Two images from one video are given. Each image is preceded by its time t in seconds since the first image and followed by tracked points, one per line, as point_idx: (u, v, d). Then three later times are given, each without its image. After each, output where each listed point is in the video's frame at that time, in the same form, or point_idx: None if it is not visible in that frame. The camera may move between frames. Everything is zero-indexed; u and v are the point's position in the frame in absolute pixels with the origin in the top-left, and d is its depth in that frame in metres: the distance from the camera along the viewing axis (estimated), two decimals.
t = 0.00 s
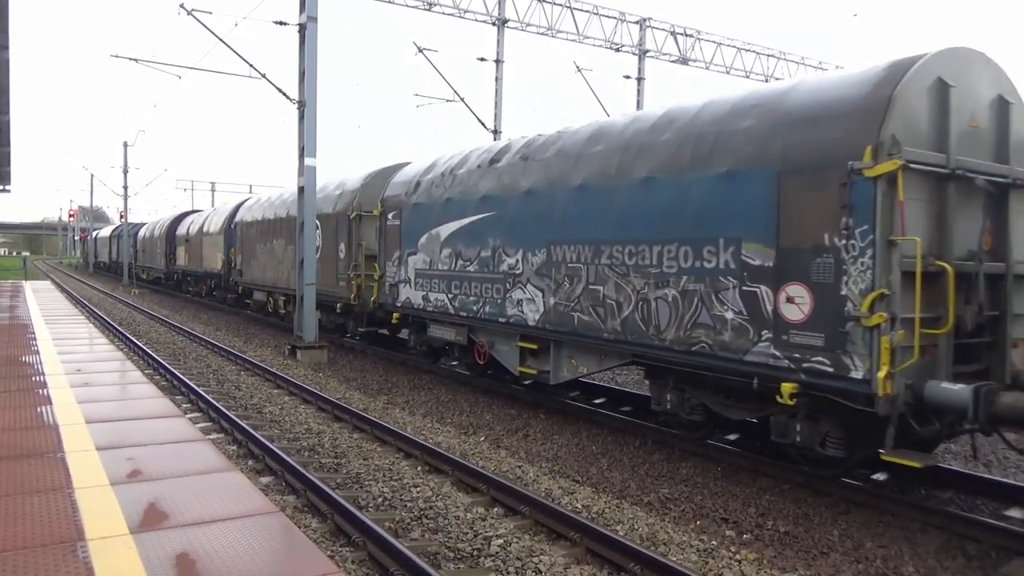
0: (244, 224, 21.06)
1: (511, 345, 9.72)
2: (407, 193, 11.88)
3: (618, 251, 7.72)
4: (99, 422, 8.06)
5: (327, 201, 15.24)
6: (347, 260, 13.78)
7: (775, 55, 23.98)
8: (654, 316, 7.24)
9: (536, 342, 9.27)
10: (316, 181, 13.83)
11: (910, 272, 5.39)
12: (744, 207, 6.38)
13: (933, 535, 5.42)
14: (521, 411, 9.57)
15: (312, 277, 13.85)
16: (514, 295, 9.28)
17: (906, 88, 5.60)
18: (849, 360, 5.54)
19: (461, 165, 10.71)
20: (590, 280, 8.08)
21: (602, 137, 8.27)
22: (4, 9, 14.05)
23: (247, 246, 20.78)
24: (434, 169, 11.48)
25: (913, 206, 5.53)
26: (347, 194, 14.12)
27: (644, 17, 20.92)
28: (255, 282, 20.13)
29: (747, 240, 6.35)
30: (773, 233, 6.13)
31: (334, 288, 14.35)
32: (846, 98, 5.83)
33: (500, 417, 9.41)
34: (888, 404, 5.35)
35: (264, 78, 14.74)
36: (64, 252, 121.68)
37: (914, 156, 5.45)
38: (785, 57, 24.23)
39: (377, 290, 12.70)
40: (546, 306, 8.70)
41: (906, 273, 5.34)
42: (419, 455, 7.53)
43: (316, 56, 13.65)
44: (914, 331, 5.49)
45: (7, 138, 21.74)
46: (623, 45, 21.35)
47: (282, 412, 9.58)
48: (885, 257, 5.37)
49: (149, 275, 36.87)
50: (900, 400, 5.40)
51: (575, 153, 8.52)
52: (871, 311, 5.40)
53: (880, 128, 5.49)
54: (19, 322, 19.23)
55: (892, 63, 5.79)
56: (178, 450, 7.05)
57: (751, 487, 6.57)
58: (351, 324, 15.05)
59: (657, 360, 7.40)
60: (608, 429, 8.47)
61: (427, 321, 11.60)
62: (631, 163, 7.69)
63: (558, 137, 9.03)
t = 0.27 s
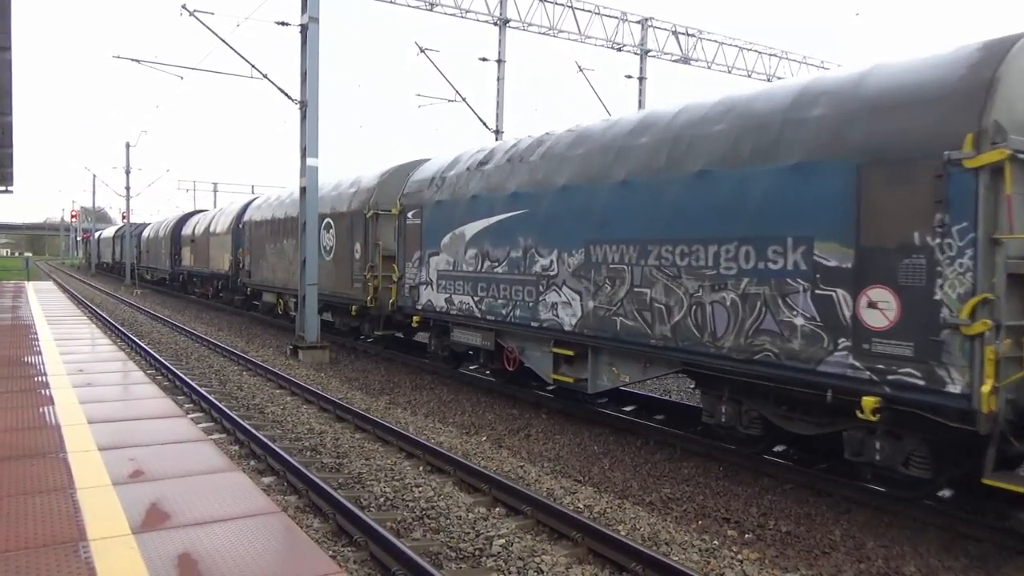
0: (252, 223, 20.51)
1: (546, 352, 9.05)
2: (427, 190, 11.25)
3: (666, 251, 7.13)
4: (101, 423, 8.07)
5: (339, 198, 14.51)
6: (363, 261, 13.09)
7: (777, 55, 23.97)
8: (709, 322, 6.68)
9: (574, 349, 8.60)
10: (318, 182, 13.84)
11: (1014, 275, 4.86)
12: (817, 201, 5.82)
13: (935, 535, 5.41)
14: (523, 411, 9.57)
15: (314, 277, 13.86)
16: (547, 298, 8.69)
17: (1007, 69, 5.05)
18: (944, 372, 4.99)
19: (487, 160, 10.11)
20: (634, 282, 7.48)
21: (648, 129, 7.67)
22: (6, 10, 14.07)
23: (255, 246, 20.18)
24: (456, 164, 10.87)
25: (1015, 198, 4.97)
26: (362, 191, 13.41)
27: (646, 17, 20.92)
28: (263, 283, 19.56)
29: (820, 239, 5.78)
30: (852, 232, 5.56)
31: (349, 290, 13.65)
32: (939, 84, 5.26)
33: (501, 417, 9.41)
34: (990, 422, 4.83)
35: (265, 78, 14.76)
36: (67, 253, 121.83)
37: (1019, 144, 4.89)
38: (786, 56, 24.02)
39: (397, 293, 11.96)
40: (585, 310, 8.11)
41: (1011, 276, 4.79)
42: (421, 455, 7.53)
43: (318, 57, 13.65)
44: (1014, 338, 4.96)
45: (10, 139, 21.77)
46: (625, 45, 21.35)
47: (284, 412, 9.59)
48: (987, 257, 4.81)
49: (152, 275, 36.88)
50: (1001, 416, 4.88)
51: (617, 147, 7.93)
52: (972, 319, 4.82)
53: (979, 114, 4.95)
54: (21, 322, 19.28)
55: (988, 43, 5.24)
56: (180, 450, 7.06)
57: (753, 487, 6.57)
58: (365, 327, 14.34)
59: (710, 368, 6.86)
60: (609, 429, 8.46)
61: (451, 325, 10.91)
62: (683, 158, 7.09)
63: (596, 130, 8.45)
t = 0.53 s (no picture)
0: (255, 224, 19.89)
1: (583, 361, 8.31)
2: (446, 187, 10.53)
3: (725, 251, 6.41)
4: (99, 424, 8.05)
5: (349, 197, 13.74)
6: (377, 263, 12.35)
7: (775, 56, 24.01)
8: (777, 330, 5.98)
9: (615, 358, 7.86)
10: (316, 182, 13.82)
11: None
12: (904, 196, 5.16)
13: (933, 535, 5.42)
14: (521, 411, 9.58)
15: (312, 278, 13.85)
16: (585, 303, 7.94)
17: None
18: None
19: (511, 155, 9.40)
20: (686, 285, 6.76)
21: (698, 119, 6.95)
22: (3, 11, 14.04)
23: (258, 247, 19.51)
24: (477, 160, 10.16)
25: None
26: (374, 189, 12.65)
27: (643, 18, 20.94)
28: (269, 286, 18.93)
29: (912, 238, 5.09)
30: (954, 231, 4.87)
31: (362, 293, 12.89)
32: None
33: (500, 418, 9.42)
34: None
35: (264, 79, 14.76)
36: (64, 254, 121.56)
37: None
38: (783, 57, 24.17)
39: (416, 297, 11.17)
40: (630, 316, 7.38)
41: None
42: (419, 456, 7.53)
43: (315, 58, 13.64)
44: None
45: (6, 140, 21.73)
46: (623, 46, 21.36)
47: (282, 413, 9.58)
48: None
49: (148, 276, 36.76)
50: None
51: (662, 139, 7.21)
52: None
53: None
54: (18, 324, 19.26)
55: None
56: (179, 451, 7.06)
57: (751, 487, 6.57)
58: (378, 331, 13.61)
59: (777, 381, 6.15)
60: (607, 429, 8.47)
61: (474, 331, 10.19)
62: (743, 150, 6.40)
63: (636, 121, 7.73)
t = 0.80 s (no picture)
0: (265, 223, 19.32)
1: (625, 370, 7.72)
2: (472, 184, 9.99)
3: (794, 251, 5.80)
4: (100, 424, 8.06)
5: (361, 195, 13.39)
6: (396, 263, 11.80)
7: (777, 55, 23.98)
8: (857, 338, 5.37)
9: (663, 366, 7.27)
10: (316, 183, 13.82)
11: None
12: (1010, 189, 4.53)
13: (935, 535, 5.41)
14: (522, 411, 9.58)
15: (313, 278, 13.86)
16: (628, 307, 7.35)
17: None
18: None
19: (543, 149, 8.85)
20: (746, 288, 6.16)
21: (759, 108, 6.37)
22: (4, 12, 14.07)
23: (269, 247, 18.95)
24: (505, 155, 9.60)
25: None
26: (390, 186, 12.28)
27: (644, 17, 20.94)
28: (278, 287, 18.35)
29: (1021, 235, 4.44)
30: None
31: (379, 295, 12.34)
32: None
33: (501, 418, 9.42)
34: None
35: (264, 79, 14.77)
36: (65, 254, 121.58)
37: None
38: (786, 58, 24.35)
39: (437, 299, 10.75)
40: (681, 321, 6.78)
41: None
42: (420, 455, 7.53)
43: (316, 58, 13.64)
44: None
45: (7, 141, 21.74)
46: (624, 45, 21.36)
47: (283, 414, 9.59)
48: None
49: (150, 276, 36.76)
50: None
51: (718, 131, 6.63)
52: None
53: None
54: (19, 324, 19.28)
55: None
56: (180, 452, 7.06)
57: (753, 487, 6.57)
58: (394, 334, 13.02)
59: (852, 394, 5.58)
60: (608, 429, 8.47)
61: (502, 335, 9.61)
62: (814, 141, 5.80)
63: (685, 111, 7.15)
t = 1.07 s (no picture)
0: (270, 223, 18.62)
1: (675, 380, 7.16)
2: (503, 179, 9.46)
3: (877, 249, 5.24)
4: (102, 425, 8.07)
5: (377, 192, 12.86)
6: (417, 263, 11.21)
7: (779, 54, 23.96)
8: (956, 348, 4.81)
9: (720, 377, 6.71)
10: (318, 183, 13.83)
11: None
12: None
13: (937, 534, 5.40)
14: (523, 411, 9.58)
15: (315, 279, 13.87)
16: (680, 311, 6.80)
17: None
18: None
19: (582, 142, 8.32)
20: (820, 292, 5.62)
21: (834, 94, 5.84)
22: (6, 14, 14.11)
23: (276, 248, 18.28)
24: (539, 148, 9.07)
25: None
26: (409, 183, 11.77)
27: (645, 17, 20.96)
28: (287, 289, 17.69)
29: None
30: None
31: (399, 298, 11.80)
32: None
33: (502, 417, 9.42)
34: None
35: (265, 79, 14.78)
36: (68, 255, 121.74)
37: None
38: (786, 56, 24.67)
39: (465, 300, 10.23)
40: (743, 327, 6.22)
41: None
42: (422, 455, 7.54)
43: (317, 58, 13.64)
44: None
45: (9, 142, 21.78)
46: (625, 45, 21.37)
47: (285, 414, 9.61)
48: None
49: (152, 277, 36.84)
50: None
51: (785, 119, 6.11)
52: None
53: None
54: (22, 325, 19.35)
55: None
56: (181, 452, 7.07)
57: (754, 487, 6.56)
58: (413, 337, 12.48)
59: (947, 411, 5.04)
60: (610, 429, 8.47)
61: (534, 340, 9.06)
62: (898, 128, 5.25)
63: (745, 99, 6.62)
